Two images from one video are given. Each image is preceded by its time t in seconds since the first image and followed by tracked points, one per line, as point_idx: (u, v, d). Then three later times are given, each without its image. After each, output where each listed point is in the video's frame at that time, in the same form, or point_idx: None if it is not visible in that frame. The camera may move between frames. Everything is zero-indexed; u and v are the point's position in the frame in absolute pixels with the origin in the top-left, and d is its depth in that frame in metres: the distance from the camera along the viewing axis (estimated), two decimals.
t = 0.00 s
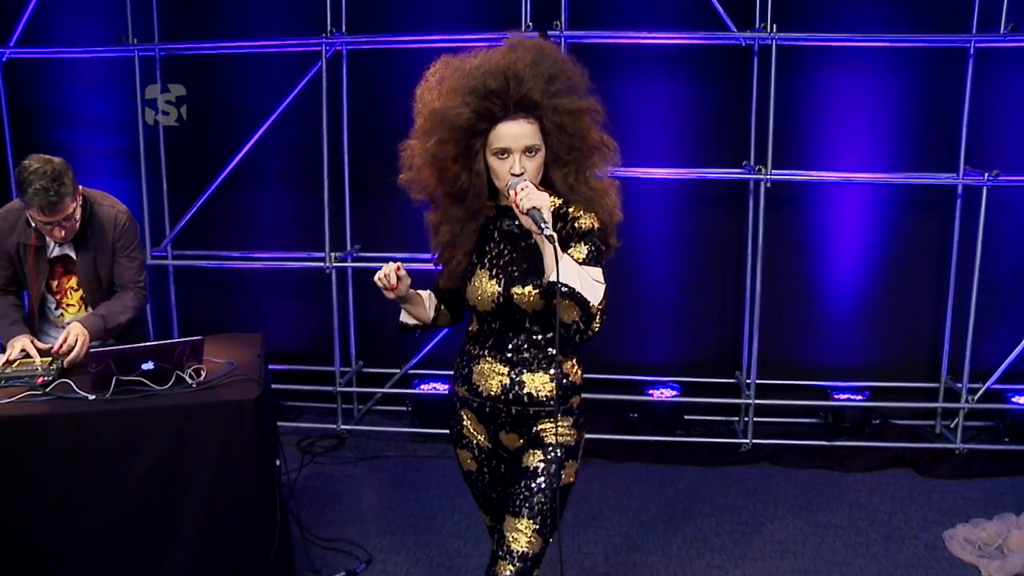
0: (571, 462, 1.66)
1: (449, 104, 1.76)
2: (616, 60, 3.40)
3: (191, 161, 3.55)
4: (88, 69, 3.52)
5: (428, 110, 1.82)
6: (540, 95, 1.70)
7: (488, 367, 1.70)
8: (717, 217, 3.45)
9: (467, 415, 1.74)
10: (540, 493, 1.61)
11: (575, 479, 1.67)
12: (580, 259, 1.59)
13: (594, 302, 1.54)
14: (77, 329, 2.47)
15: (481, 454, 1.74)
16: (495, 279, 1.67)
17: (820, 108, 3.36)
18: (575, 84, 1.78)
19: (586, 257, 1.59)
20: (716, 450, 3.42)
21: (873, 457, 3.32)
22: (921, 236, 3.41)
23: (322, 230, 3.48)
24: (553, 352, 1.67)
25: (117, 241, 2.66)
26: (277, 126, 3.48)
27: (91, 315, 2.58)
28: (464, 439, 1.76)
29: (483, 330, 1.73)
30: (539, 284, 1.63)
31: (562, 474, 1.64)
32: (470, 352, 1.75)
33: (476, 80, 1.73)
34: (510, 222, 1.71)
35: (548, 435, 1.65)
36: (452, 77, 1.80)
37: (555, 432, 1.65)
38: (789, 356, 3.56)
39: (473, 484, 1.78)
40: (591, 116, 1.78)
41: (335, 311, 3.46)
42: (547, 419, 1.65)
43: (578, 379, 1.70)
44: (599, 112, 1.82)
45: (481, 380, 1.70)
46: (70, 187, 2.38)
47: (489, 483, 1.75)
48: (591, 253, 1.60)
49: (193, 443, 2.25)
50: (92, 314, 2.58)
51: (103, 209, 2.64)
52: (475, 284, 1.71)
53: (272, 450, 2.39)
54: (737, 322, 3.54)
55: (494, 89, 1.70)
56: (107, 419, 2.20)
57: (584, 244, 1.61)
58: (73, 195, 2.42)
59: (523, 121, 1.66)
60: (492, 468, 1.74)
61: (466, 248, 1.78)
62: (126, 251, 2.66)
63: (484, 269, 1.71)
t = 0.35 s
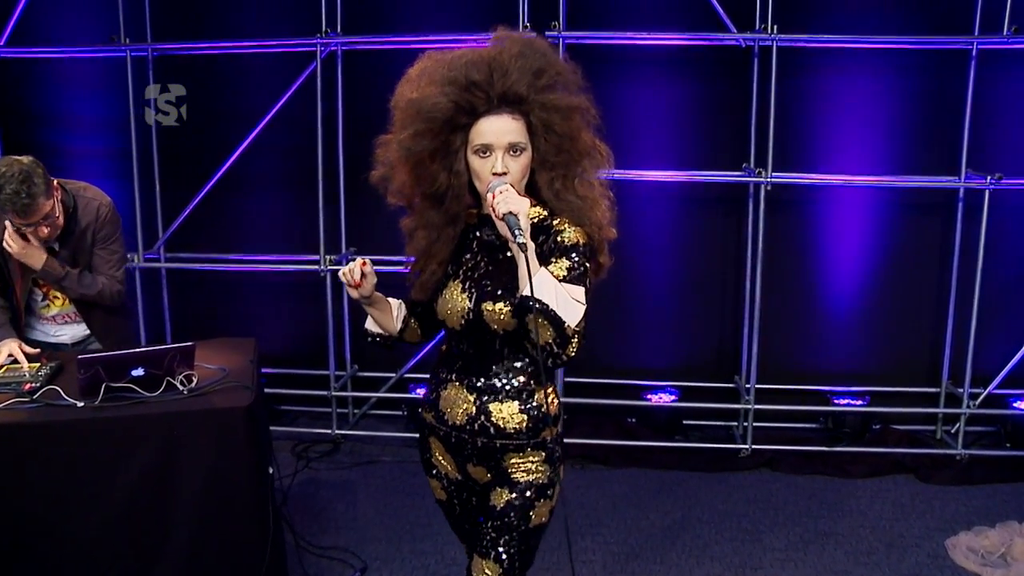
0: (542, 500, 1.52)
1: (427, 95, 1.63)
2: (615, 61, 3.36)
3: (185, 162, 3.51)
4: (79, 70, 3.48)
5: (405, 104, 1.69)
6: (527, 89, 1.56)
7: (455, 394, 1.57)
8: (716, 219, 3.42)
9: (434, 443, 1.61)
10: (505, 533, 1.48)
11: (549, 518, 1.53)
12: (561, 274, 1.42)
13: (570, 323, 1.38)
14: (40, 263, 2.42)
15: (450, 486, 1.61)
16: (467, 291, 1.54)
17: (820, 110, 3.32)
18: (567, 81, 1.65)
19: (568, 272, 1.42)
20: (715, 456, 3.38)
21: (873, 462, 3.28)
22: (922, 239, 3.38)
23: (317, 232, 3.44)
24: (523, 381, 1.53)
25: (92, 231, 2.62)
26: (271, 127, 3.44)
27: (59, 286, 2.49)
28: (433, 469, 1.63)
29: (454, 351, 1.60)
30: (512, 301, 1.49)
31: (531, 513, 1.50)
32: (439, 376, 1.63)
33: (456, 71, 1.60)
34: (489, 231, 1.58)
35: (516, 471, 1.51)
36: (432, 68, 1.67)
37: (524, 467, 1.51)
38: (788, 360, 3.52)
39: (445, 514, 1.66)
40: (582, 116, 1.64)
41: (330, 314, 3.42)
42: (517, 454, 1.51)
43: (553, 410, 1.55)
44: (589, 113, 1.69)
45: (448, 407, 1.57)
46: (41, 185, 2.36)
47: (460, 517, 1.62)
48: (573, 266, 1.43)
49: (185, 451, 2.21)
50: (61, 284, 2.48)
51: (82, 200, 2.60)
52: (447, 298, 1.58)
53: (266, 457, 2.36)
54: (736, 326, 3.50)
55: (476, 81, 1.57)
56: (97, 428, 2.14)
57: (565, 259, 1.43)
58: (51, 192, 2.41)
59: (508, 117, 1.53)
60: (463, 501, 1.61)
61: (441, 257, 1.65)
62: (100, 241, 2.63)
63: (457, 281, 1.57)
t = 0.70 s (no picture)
0: (526, 543, 1.44)
1: (397, 86, 1.50)
2: (616, 64, 3.32)
3: (180, 166, 3.46)
4: (72, 72, 3.43)
5: (372, 95, 1.56)
6: (509, 82, 1.44)
7: (424, 431, 1.46)
8: (718, 224, 3.38)
9: (403, 484, 1.50)
10: None
11: (534, 560, 1.46)
12: (544, 295, 1.33)
13: (556, 348, 1.28)
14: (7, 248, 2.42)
15: (422, 529, 1.51)
16: (433, 312, 1.41)
17: (823, 113, 3.28)
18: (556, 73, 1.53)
19: (551, 293, 1.33)
20: (717, 463, 3.34)
21: (877, 470, 3.25)
22: (926, 244, 3.34)
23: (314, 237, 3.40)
24: (497, 414, 1.42)
25: (68, 223, 2.58)
26: (267, 131, 3.39)
27: (25, 271, 2.43)
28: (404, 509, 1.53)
29: (420, 379, 1.47)
30: (484, 326, 1.36)
31: (513, 558, 1.43)
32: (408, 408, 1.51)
33: (432, 59, 1.47)
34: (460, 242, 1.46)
35: (495, 514, 1.42)
36: (402, 56, 1.54)
37: (503, 510, 1.42)
38: (791, 367, 3.48)
39: (415, 558, 1.56)
40: (571, 113, 1.52)
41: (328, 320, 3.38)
42: (494, 496, 1.41)
43: (532, 444, 1.45)
44: (581, 109, 1.57)
45: (417, 445, 1.47)
46: (14, 189, 2.36)
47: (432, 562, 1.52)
48: (555, 286, 1.34)
49: (180, 462, 2.16)
50: (25, 269, 2.42)
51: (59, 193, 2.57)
52: (411, 319, 1.45)
53: (262, 468, 2.32)
54: (738, 332, 3.46)
55: (453, 70, 1.45)
56: (93, 438, 2.10)
57: (549, 279, 1.34)
58: (25, 197, 2.40)
59: (488, 115, 1.41)
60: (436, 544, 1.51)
61: (410, 270, 1.53)
62: (75, 230, 2.58)
63: (422, 300, 1.45)
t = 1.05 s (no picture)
0: (533, 570, 1.41)
1: (384, 97, 1.45)
2: (630, 65, 3.29)
3: (190, 168, 3.45)
4: (82, 72, 3.41)
5: (356, 106, 1.50)
6: (506, 89, 1.39)
7: (421, 458, 1.42)
8: (732, 226, 3.34)
9: (396, 513, 1.46)
10: None
11: None
12: (546, 319, 1.28)
13: (562, 378, 1.23)
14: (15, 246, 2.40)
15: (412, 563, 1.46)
16: (428, 337, 1.39)
17: (840, 115, 3.25)
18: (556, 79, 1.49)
19: (555, 317, 1.28)
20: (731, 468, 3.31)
21: (893, 476, 3.21)
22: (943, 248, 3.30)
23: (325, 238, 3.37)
24: (500, 441, 1.39)
25: (77, 225, 2.56)
26: (278, 132, 3.37)
27: (31, 271, 2.40)
28: (392, 541, 1.46)
29: (416, 405, 1.44)
30: (483, 351, 1.33)
31: None
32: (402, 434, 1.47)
33: (421, 66, 1.42)
34: (453, 259, 1.44)
35: (498, 543, 1.39)
36: (389, 62, 1.47)
37: (507, 539, 1.39)
38: (805, 371, 3.45)
39: None
40: (572, 121, 1.49)
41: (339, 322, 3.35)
42: (497, 525, 1.38)
43: (536, 468, 1.43)
44: (583, 116, 1.54)
45: (413, 474, 1.42)
46: (16, 189, 2.34)
47: None
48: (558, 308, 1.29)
49: (192, 466, 2.14)
50: (32, 268, 2.40)
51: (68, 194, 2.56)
52: (405, 342, 1.42)
53: (274, 474, 2.29)
54: (752, 336, 3.43)
55: (445, 78, 1.39)
56: (104, 443, 2.08)
57: (552, 300, 1.30)
58: (30, 198, 2.39)
59: (484, 127, 1.36)
60: None
61: (402, 290, 1.47)
62: (85, 233, 2.56)
63: (417, 322, 1.42)
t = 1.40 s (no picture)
0: None
1: (371, 105, 1.32)
2: (661, 66, 3.25)
3: (217, 168, 3.43)
4: (111, 72, 3.41)
5: (343, 117, 1.38)
6: (503, 91, 1.26)
7: (439, 483, 1.28)
8: (764, 229, 3.30)
9: (408, 540, 1.32)
10: None
11: None
12: (560, 332, 1.17)
13: (581, 397, 1.13)
14: (53, 245, 2.39)
15: None
16: (443, 357, 1.24)
17: (874, 116, 3.20)
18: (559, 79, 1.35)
19: (566, 330, 1.17)
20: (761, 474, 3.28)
21: (927, 483, 3.16)
22: (979, 252, 3.25)
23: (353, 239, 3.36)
24: (525, 461, 1.26)
25: (114, 224, 2.55)
26: (306, 133, 3.35)
27: (68, 271, 2.41)
28: (403, 570, 1.32)
29: (431, 426, 1.30)
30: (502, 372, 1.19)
31: None
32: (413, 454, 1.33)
33: (410, 70, 1.29)
34: (460, 275, 1.29)
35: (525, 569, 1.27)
36: (374, 67, 1.34)
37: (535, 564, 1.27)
38: (837, 377, 3.41)
39: None
40: (578, 125, 1.36)
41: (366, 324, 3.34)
42: (524, 549, 1.26)
43: (558, 485, 1.31)
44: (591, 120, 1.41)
45: (431, 499, 1.29)
46: (63, 192, 2.32)
47: None
48: (572, 319, 1.18)
49: (224, 472, 2.12)
50: (69, 268, 2.40)
51: (108, 193, 2.54)
52: (412, 364, 1.28)
53: (305, 480, 2.27)
54: (783, 340, 3.39)
55: (436, 83, 1.26)
56: (135, 448, 2.06)
57: (565, 311, 1.18)
58: (74, 200, 2.36)
59: (479, 132, 1.24)
60: None
61: (401, 311, 1.33)
62: (119, 234, 2.56)
63: (426, 342, 1.28)
